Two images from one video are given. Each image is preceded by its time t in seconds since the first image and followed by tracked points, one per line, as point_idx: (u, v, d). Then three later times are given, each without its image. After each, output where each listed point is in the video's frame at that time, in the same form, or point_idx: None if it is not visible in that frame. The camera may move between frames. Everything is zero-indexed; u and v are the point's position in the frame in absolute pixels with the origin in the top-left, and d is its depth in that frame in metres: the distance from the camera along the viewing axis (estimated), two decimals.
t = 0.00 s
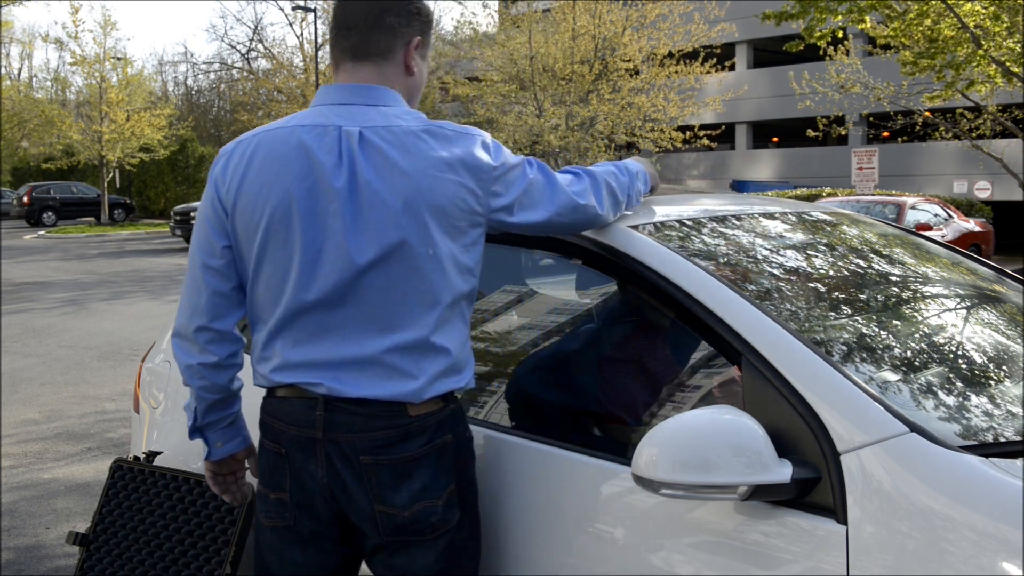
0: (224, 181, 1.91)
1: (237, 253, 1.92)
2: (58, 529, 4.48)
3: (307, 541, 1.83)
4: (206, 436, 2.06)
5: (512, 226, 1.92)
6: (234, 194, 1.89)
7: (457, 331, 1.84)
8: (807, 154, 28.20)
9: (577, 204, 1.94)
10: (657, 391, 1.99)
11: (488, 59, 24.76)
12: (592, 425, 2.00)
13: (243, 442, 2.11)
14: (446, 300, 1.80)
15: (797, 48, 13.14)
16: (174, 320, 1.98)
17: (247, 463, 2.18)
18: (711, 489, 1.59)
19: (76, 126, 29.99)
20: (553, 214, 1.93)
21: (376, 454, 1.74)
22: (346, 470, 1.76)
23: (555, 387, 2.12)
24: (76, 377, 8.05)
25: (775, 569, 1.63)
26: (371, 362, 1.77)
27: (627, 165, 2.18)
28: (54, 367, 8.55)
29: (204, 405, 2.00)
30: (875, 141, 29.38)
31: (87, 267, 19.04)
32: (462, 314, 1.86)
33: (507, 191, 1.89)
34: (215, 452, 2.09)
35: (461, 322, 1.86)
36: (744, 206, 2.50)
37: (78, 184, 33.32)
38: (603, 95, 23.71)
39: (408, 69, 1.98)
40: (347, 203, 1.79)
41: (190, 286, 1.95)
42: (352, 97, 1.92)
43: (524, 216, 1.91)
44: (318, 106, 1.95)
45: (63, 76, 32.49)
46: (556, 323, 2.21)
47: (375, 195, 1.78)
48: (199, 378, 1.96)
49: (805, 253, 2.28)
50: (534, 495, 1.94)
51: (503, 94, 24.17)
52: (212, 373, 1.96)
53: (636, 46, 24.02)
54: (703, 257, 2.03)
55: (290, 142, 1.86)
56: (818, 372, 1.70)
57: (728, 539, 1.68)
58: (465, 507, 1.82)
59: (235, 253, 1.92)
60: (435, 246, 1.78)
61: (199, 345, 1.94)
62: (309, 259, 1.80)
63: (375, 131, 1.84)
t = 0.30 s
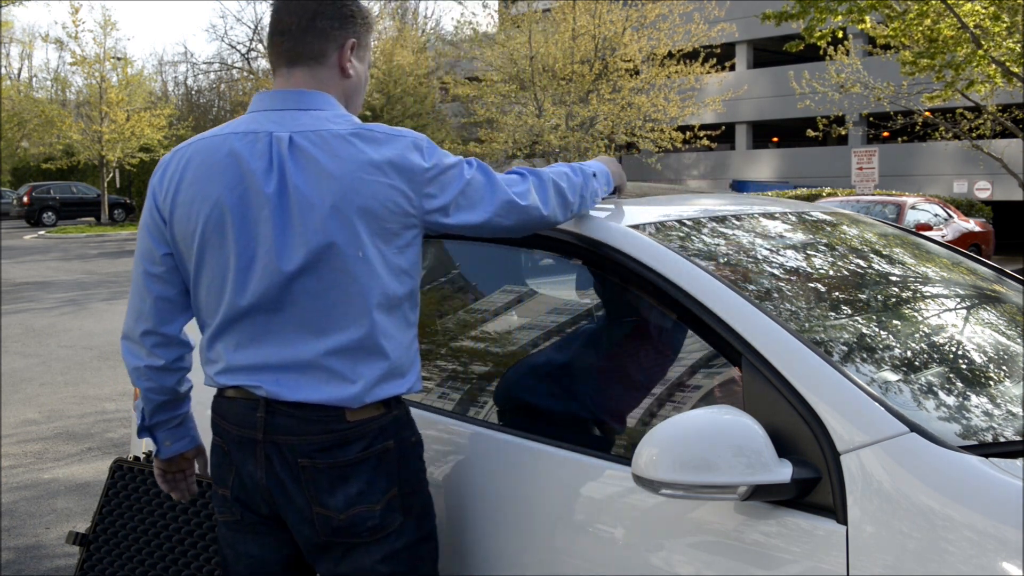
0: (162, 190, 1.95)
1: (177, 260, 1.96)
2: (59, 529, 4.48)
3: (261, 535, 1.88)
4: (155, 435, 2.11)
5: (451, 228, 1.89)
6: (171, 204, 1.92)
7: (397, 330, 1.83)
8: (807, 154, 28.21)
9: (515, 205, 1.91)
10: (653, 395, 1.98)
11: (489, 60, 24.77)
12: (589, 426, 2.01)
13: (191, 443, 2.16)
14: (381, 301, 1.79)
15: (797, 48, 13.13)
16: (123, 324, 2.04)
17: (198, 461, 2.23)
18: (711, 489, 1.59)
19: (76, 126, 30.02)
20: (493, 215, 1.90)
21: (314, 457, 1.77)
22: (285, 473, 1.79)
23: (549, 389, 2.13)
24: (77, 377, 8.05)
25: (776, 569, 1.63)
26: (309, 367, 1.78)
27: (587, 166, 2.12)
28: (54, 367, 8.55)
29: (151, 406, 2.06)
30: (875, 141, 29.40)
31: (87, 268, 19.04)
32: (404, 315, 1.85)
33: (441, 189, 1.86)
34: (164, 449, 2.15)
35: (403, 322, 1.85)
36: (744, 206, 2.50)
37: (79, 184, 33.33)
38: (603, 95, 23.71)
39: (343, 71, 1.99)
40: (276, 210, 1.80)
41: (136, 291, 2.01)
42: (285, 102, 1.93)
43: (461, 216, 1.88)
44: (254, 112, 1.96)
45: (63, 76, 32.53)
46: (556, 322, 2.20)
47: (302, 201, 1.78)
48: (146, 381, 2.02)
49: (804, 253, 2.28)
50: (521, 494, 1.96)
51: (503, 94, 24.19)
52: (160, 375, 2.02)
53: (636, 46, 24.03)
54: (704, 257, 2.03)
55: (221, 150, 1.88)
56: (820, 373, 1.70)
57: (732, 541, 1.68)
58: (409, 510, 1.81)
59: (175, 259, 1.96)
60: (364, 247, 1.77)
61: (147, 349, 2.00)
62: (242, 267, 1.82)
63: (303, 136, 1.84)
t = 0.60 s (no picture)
0: (126, 194, 1.95)
1: (143, 264, 1.96)
2: (59, 529, 4.48)
3: (234, 533, 1.87)
4: (127, 442, 2.10)
5: (414, 226, 1.87)
6: (135, 207, 1.92)
7: (364, 328, 1.82)
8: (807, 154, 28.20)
9: (479, 201, 1.89)
10: (653, 395, 1.98)
11: (489, 60, 24.77)
12: (588, 427, 2.01)
13: (166, 449, 2.16)
14: (344, 298, 1.78)
15: (797, 48, 13.12)
16: (91, 330, 2.03)
17: (173, 468, 2.23)
18: (711, 488, 1.59)
19: (76, 126, 30.02)
20: (457, 212, 1.88)
21: (283, 459, 1.76)
22: (255, 472, 1.79)
23: (548, 392, 2.12)
24: (77, 377, 8.05)
25: (776, 569, 1.63)
26: (277, 366, 1.78)
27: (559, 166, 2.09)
28: (54, 367, 8.55)
29: (121, 411, 2.04)
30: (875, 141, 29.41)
31: (87, 267, 19.02)
32: (370, 312, 1.84)
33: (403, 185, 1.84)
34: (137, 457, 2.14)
35: (370, 319, 1.84)
36: (744, 206, 2.50)
37: (79, 184, 33.31)
38: (603, 95, 23.71)
39: (303, 72, 2.00)
40: (237, 212, 1.80)
41: (103, 296, 2.01)
42: (245, 104, 1.94)
43: (425, 215, 1.85)
44: (215, 115, 1.96)
45: (63, 76, 32.54)
46: (557, 323, 2.19)
47: (263, 201, 1.78)
48: (116, 386, 2.01)
49: (804, 253, 2.28)
50: (515, 494, 1.97)
51: (504, 94, 24.18)
52: (130, 380, 2.01)
53: (636, 46, 24.02)
54: (704, 258, 2.03)
55: (183, 152, 1.88)
56: (819, 374, 1.70)
57: (731, 541, 1.68)
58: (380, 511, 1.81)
59: (142, 263, 1.96)
60: (326, 245, 1.77)
61: (115, 354, 1.99)
62: (207, 269, 1.83)
63: (263, 136, 1.84)
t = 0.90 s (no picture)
0: (104, 199, 1.94)
1: (125, 267, 1.95)
2: (58, 529, 4.48)
3: (225, 533, 1.85)
4: (106, 449, 2.08)
5: (394, 224, 1.90)
6: (113, 210, 1.91)
7: (347, 325, 1.84)
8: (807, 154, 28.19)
9: (456, 198, 1.93)
10: (653, 396, 1.98)
11: (488, 60, 24.79)
12: (587, 427, 2.01)
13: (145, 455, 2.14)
14: (328, 295, 1.79)
15: (796, 48, 13.12)
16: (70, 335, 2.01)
17: (152, 476, 2.19)
18: (712, 489, 1.59)
19: (76, 126, 30.04)
20: (435, 210, 1.92)
21: (273, 458, 1.76)
22: (244, 471, 1.78)
23: (545, 391, 2.12)
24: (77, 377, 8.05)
25: (776, 569, 1.63)
26: (264, 365, 1.78)
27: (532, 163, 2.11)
28: (54, 367, 8.55)
29: (101, 417, 2.02)
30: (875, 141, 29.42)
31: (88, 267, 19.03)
32: (353, 310, 1.86)
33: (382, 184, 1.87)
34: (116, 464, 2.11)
35: (352, 317, 1.85)
36: (745, 206, 2.50)
37: (79, 184, 33.33)
38: (603, 95, 23.72)
39: (277, 73, 2.01)
40: (219, 212, 1.80)
41: (83, 301, 1.98)
42: (221, 106, 1.94)
43: (403, 213, 1.89)
44: (192, 118, 1.96)
45: (63, 76, 32.58)
46: (556, 323, 2.20)
47: (245, 201, 1.79)
48: (97, 391, 2.00)
49: (804, 253, 2.28)
50: (511, 492, 1.97)
51: (503, 94, 24.20)
52: (111, 385, 2.00)
53: (636, 46, 24.04)
54: (704, 258, 2.03)
55: (161, 154, 1.88)
56: (819, 374, 1.70)
57: (732, 541, 1.68)
58: (367, 507, 1.83)
59: (122, 266, 1.95)
60: (309, 243, 1.77)
61: (95, 359, 1.97)
62: (189, 269, 1.82)
63: (242, 137, 1.84)
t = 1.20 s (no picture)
0: (100, 201, 1.94)
1: (121, 269, 1.94)
2: (58, 529, 4.48)
3: (225, 533, 1.83)
4: (101, 452, 2.08)
5: (387, 219, 1.91)
6: (109, 211, 1.90)
7: (343, 321, 1.84)
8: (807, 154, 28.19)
9: (447, 194, 1.96)
10: (653, 395, 1.97)
11: (488, 60, 24.81)
12: (588, 429, 2.01)
13: (138, 457, 2.13)
14: (324, 288, 1.80)
15: (797, 48, 13.13)
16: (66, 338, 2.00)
17: (146, 479, 2.20)
18: (712, 488, 1.59)
19: (76, 126, 30.05)
20: (425, 206, 1.94)
21: (277, 454, 1.76)
22: (247, 467, 1.77)
23: (543, 390, 2.12)
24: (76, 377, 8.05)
25: (775, 569, 1.63)
26: (262, 360, 1.78)
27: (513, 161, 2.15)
28: (54, 367, 8.55)
29: (97, 418, 2.02)
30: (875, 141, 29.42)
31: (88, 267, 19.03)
32: (347, 305, 1.87)
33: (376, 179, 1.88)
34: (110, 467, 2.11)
35: (347, 311, 1.86)
36: (744, 206, 2.50)
37: (79, 184, 33.33)
38: (603, 95, 23.74)
39: (266, 73, 2.01)
40: (215, 209, 1.80)
41: (79, 304, 1.97)
42: (212, 105, 1.94)
43: (396, 209, 1.90)
44: (183, 118, 1.96)
45: (63, 76, 32.60)
46: (556, 323, 2.21)
47: (241, 199, 1.79)
48: (93, 394, 1.99)
49: (805, 253, 2.28)
50: (510, 490, 1.98)
51: (503, 94, 24.22)
52: (108, 387, 2.00)
53: (636, 46, 24.04)
54: (704, 258, 2.03)
55: (154, 154, 1.87)
56: (818, 374, 1.70)
57: (733, 540, 1.67)
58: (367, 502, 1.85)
59: (119, 268, 1.94)
60: (306, 239, 1.78)
61: (93, 361, 1.97)
62: (185, 266, 1.82)
63: (236, 135, 1.85)
